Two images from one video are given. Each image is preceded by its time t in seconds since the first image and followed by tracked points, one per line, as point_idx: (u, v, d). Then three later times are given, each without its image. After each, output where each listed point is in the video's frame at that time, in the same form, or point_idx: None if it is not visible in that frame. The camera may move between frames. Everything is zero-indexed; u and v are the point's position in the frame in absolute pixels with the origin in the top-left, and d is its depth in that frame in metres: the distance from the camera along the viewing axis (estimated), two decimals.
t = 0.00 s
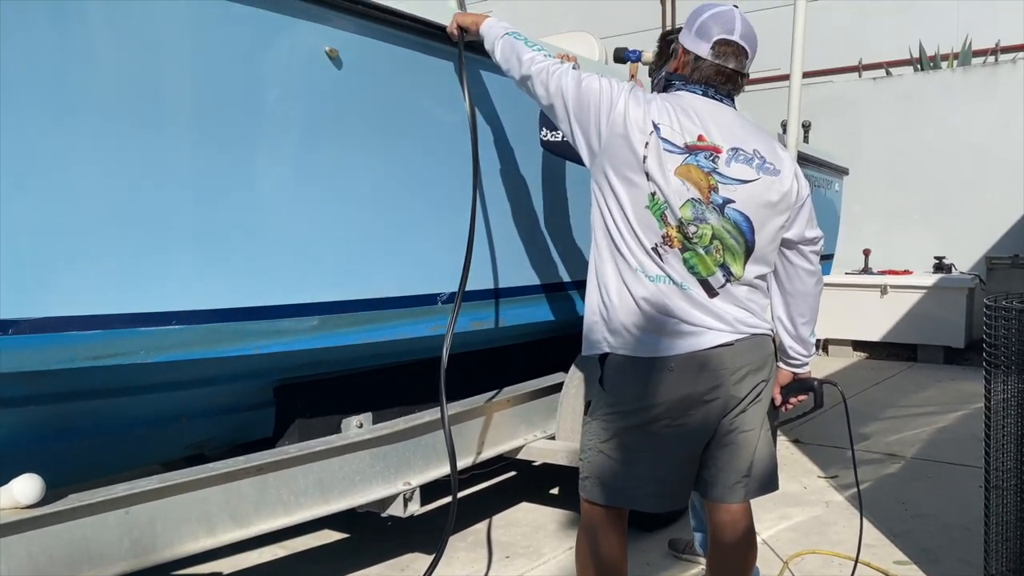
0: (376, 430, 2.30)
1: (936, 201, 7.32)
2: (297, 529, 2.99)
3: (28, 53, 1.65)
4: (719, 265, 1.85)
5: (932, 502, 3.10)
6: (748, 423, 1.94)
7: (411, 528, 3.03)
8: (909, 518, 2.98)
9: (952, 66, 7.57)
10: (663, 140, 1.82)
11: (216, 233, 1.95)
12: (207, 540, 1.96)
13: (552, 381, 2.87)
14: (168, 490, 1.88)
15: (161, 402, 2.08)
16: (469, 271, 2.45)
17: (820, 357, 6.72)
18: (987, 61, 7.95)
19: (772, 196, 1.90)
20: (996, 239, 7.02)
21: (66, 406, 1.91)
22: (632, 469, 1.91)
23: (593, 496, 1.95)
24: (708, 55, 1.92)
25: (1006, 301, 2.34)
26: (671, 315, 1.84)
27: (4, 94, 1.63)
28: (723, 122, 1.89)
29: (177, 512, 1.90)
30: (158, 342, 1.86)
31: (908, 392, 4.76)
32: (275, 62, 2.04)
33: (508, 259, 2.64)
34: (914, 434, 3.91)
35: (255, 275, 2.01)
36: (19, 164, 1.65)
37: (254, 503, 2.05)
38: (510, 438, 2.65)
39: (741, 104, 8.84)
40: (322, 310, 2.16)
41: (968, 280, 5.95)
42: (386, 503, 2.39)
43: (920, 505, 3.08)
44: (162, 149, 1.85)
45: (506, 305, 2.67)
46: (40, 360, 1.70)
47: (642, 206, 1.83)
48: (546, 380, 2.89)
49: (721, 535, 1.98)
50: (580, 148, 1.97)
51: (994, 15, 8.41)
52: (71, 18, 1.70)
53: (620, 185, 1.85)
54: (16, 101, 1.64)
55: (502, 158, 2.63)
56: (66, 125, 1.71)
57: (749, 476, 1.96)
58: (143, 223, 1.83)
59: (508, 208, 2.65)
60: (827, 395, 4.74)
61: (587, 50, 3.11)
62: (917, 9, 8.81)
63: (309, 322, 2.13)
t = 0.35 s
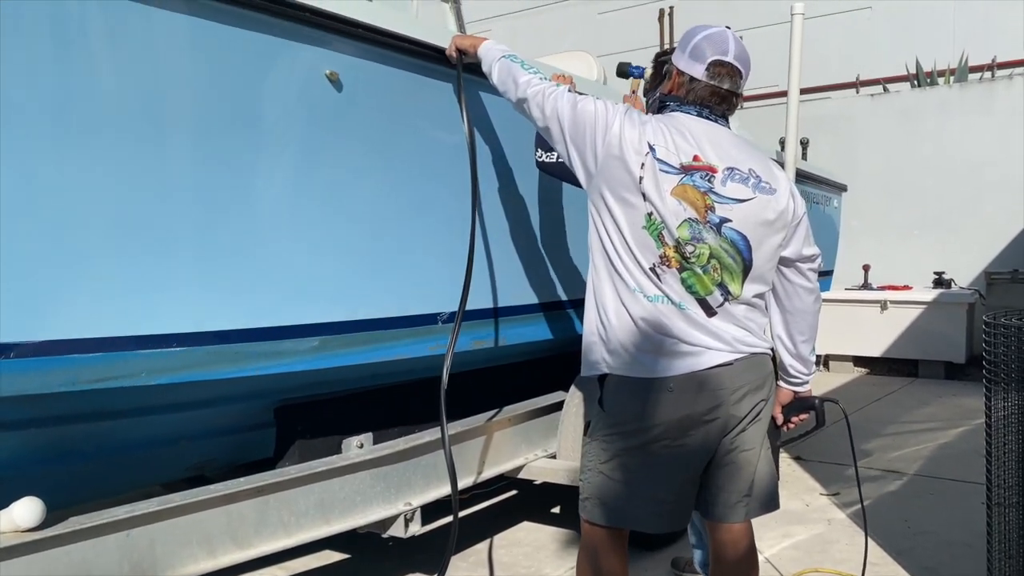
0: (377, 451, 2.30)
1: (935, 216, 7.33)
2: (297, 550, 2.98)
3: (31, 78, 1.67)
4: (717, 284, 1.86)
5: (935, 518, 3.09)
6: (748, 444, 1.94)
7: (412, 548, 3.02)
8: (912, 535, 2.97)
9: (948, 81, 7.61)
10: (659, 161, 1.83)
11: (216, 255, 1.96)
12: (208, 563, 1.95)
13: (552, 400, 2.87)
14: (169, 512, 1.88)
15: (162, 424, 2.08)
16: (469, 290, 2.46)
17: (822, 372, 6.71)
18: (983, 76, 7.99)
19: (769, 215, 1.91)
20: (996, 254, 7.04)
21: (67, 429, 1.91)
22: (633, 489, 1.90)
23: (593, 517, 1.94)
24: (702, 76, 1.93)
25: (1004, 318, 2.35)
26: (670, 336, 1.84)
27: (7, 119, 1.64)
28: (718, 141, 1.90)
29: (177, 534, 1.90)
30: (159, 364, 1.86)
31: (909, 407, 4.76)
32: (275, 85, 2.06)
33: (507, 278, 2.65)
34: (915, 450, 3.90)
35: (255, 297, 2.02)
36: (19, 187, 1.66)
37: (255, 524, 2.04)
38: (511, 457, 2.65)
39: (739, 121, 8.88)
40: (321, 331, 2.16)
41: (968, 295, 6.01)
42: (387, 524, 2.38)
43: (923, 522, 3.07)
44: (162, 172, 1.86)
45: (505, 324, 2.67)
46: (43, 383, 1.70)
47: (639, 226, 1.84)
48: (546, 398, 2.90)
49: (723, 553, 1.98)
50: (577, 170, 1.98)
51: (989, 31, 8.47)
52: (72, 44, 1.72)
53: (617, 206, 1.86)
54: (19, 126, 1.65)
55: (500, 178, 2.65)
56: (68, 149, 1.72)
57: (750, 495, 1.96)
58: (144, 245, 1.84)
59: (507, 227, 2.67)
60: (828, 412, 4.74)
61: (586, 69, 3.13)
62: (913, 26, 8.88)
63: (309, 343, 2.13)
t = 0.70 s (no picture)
0: (377, 464, 2.30)
1: (934, 226, 7.34)
2: (296, 564, 2.97)
3: (32, 93, 1.67)
4: (718, 293, 1.86)
5: (938, 530, 3.08)
6: (749, 452, 1.95)
7: (412, 562, 3.01)
8: (914, 546, 2.96)
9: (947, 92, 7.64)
10: (658, 170, 1.83)
11: (216, 269, 1.96)
12: None
13: (552, 411, 2.87)
14: (169, 526, 1.87)
15: (161, 437, 2.08)
16: (468, 301, 2.46)
17: (823, 382, 6.69)
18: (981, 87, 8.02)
19: (766, 224, 1.92)
20: (995, 264, 7.05)
21: (67, 442, 1.91)
22: (635, 503, 1.88)
23: (592, 531, 1.90)
24: (697, 88, 1.94)
25: (1004, 328, 2.35)
26: (671, 345, 1.83)
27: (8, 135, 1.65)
28: (715, 151, 1.91)
29: (177, 547, 1.89)
30: (159, 378, 1.86)
31: (910, 418, 4.75)
32: (275, 98, 2.08)
33: (506, 290, 2.66)
34: (917, 461, 3.89)
35: (256, 310, 2.02)
36: (19, 201, 1.66)
37: (255, 537, 2.03)
38: (512, 469, 2.65)
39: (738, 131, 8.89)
40: (321, 344, 2.17)
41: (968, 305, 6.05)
42: (388, 537, 2.37)
43: (925, 533, 3.06)
44: (163, 185, 1.87)
45: (505, 336, 2.67)
46: (43, 398, 1.70)
47: (639, 235, 1.82)
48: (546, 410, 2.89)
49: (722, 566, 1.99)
50: (572, 181, 1.97)
51: (986, 42, 8.51)
52: (72, 59, 1.73)
53: (615, 216, 1.85)
54: (19, 142, 1.66)
55: (499, 191, 2.66)
56: (71, 163, 1.73)
57: (749, 507, 1.97)
58: (145, 258, 1.84)
59: (506, 239, 2.67)
60: (829, 423, 4.73)
61: (586, 81, 3.14)
62: (911, 37, 8.91)
63: (309, 356, 2.14)
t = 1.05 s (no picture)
0: (376, 472, 2.29)
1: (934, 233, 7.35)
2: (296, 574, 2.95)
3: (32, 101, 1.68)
4: (706, 299, 1.86)
5: (940, 537, 3.07)
6: (735, 460, 1.96)
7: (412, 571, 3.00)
8: (917, 553, 2.95)
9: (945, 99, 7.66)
10: (646, 175, 1.83)
11: (214, 277, 1.96)
12: None
13: (552, 419, 2.86)
14: (169, 535, 1.87)
15: (160, 446, 2.08)
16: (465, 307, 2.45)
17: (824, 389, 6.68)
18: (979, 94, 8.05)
19: (753, 230, 1.92)
20: (995, 271, 7.06)
21: (66, 452, 1.91)
22: (627, 515, 1.86)
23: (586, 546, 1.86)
24: (681, 91, 1.94)
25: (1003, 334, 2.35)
26: (661, 350, 1.81)
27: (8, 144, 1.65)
28: (702, 158, 1.92)
29: (177, 557, 1.88)
30: (159, 387, 1.86)
31: (910, 425, 4.74)
32: (273, 106, 2.08)
33: (504, 298, 2.67)
34: (919, 467, 3.88)
35: (256, 320, 2.03)
36: (19, 211, 1.67)
37: (255, 546, 2.03)
38: (512, 477, 2.64)
39: (738, 139, 8.90)
40: (321, 352, 2.17)
41: (968, 311, 6.05)
42: (388, 545, 2.36)
43: (927, 540, 3.05)
44: (162, 192, 1.87)
45: (502, 344, 2.68)
46: (43, 407, 1.70)
47: (627, 240, 1.82)
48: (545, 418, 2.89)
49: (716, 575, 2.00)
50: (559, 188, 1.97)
51: (985, 48, 8.53)
52: (74, 64, 1.74)
53: (604, 221, 1.84)
54: (20, 151, 1.67)
55: (497, 199, 2.66)
56: (71, 170, 1.73)
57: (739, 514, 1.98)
58: (145, 266, 1.84)
59: (505, 247, 2.68)
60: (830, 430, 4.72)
61: (585, 89, 3.15)
62: (910, 43, 8.93)
63: (309, 364, 2.14)
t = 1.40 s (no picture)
0: (376, 476, 2.29)
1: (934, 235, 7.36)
2: None
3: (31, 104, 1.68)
4: (662, 306, 1.77)
5: (941, 540, 3.07)
6: (705, 469, 1.90)
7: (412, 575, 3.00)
8: (918, 557, 2.94)
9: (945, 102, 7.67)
10: (591, 181, 1.76)
11: (213, 280, 1.96)
12: None
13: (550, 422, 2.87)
14: (170, 539, 1.86)
15: (159, 450, 2.07)
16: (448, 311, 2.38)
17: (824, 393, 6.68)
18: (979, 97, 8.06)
19: (709, 231, 1.82)
20: (996, 273, 7.06)
21: (65, 456, 1.90)
22: (601, 530, 1.77)
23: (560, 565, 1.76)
24: (628, 89, 1.86)
25: (1005, 337, 2.34)
26: (615, 361, 1.76)
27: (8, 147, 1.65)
28: (652, 157, 1.82)
29: (178, 561, 1.88)
30: (159, 392, 1.86)
31: (912, 427, 4.73)
32: (267, 108, 2.07)
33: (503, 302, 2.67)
34: (920, 470, 3.88)
35: (257, 323, 2.03)
36: (21, 215, 1.67)
37: (256, 550, 2.02)
38: (511, 481, 2.65)
39: (738, 142, 8.91)
40: (321, 356, 2.17)
41: (969, 314, 6.00)
42: (388, 549, 2.36)
43: (928, 543, 3.05)
44: (162, 194, 1.87)
45: (486, 350, 2.67)
46: (43, 412, 1.70)
47: (575, 250, 1.77)
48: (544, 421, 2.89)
49: None
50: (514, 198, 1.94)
51: (984, 52, 8.55)
52: (74, 66, 1.74)
53: (552, 232, 1.80)
54: (21, 154, 1.66)
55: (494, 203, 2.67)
56: (69, 173, 1.73)
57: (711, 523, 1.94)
58: (144, 269, 1.84)
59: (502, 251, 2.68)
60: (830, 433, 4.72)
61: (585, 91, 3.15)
62: (909, 47, 8.94)
63: (310, 368, 2.14)
